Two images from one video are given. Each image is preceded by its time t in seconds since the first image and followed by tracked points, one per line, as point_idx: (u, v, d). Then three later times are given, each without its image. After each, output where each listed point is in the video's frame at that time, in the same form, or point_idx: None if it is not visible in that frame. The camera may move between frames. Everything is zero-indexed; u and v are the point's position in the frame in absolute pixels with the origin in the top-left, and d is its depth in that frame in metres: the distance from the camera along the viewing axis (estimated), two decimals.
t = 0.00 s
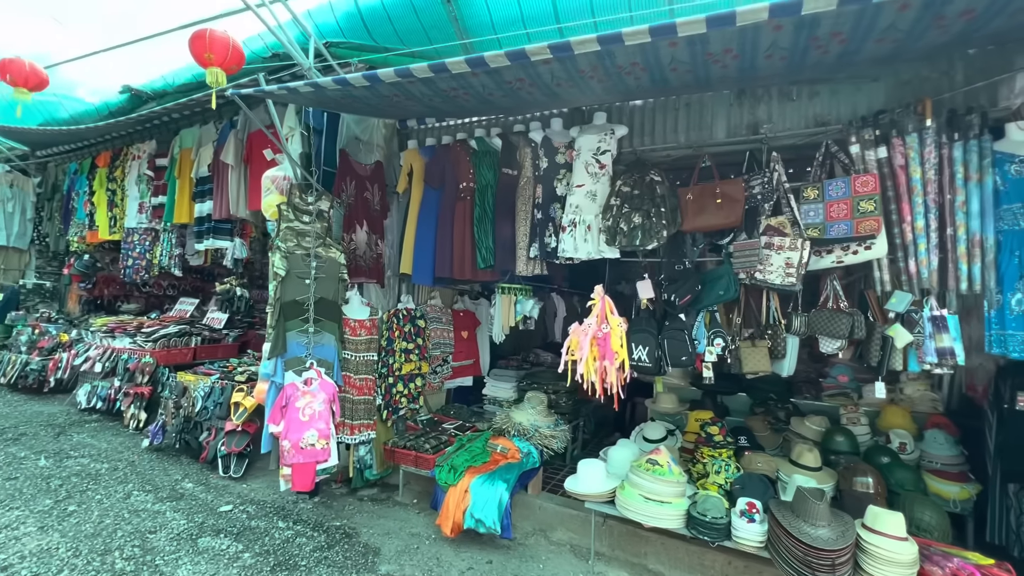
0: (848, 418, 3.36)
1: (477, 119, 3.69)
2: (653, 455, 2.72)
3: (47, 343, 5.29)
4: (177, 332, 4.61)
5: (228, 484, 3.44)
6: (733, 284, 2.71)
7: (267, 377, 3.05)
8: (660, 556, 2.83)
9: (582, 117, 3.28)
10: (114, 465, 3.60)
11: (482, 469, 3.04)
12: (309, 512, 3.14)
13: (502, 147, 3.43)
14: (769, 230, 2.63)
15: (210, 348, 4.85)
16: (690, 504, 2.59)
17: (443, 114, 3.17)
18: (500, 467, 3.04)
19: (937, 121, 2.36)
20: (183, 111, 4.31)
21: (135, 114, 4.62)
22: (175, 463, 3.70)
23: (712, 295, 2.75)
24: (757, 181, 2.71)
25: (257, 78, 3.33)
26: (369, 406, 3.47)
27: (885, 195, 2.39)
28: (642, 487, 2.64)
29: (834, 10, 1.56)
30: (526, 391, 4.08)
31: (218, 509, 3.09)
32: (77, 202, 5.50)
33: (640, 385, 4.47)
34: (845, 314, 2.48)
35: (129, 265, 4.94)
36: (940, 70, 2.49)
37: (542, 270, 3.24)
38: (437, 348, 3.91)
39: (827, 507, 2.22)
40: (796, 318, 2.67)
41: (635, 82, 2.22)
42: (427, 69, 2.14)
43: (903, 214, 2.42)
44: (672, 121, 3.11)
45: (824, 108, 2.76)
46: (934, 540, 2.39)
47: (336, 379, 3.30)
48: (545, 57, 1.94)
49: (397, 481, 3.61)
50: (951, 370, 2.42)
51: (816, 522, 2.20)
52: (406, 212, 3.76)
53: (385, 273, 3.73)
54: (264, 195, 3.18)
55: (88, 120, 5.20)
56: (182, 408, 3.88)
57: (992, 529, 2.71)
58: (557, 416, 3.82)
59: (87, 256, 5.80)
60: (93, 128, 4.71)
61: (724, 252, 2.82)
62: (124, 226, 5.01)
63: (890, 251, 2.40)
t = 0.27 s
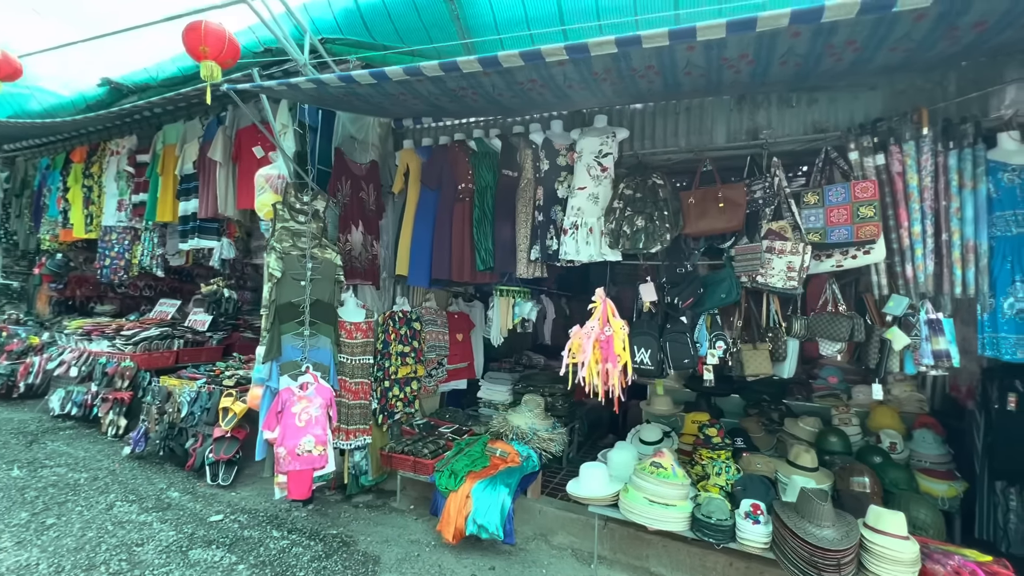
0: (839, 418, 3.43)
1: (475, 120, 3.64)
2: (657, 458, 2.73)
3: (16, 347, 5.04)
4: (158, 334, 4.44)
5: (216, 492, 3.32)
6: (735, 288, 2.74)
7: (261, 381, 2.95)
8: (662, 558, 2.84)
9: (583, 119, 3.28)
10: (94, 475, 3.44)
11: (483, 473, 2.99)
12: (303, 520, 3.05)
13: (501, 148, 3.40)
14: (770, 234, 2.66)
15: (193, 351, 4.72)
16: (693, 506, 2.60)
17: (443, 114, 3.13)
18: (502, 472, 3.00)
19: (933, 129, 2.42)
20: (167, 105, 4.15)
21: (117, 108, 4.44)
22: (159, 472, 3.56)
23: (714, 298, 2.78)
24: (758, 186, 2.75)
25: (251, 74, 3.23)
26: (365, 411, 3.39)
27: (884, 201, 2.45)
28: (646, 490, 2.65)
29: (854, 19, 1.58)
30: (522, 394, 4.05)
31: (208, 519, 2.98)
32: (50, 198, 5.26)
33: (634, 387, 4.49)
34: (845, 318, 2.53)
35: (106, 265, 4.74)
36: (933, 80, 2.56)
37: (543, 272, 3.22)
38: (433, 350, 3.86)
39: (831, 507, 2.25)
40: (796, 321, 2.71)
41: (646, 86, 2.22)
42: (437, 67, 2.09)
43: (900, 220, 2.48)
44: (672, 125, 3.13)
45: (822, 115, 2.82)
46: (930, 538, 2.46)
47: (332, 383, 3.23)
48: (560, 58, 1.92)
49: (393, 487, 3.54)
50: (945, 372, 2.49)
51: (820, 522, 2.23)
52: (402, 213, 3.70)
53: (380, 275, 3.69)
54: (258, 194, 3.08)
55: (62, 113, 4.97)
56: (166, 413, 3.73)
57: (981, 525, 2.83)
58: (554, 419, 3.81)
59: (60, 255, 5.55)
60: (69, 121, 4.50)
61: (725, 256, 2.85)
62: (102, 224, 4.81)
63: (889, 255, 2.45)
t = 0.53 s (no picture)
0: (830, 415, 3.46)
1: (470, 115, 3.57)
2: (658, 457, 2.71)
3: None
4: (133, 334, 4.24)
5: (198, 499, 3.18)
6: (735, 286, 2.74)
7: (250, 382, 2.85)
8: (661, 558, 2.82)
9: (581, 116, 3.25)
10: (65, 482, 3.25)
11: (480, 475, 2.93)
12: (293, 526, 2.94)
13: (497, 143, 3.34)
14: (770, 233, 2.68)
15: (170, 352, 4.49)
16: (695, 505, 2.59)
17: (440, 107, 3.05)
18: (499, 472, 2.94)
19: (929, 130, 2.46)
20: (144, 94, 3.97)
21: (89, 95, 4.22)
22: (135, 478, 3.38)
23: (714, 296, 2.78)
24: (758, 184, 2.75)
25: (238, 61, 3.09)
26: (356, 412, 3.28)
27: (883, 201, 2.47)
28: (648, 489, 2.63)
29: (871, 15, 1.58)
30: (515, 394, 3.98)
31: (191, 527, 2.84)
32: (13, 190, 4.97)
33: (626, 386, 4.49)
34: (843, 316, 2.56)
35: (76, 261, 4.51)
36: (928, 83, 2.61)
37: (540, 270, 3.17)
38: (424, 350, 3.77)
39: (833, 504, 2.27)
40: (795, 319, 2.73)
41: (654, 80, 2.19)
42: (442, 57, 2.02)
43: (896, 219, 2.51)
44: (670, 123, 3.12)
45: (819, 115, 2.84)
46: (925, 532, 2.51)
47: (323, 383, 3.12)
48: (572, 49, 1.87)
49: (384, 490, 3.44)
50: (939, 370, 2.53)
51: (823, 519, 2.24)
52: (393, 208, 3.61)
53: (371, 272, 3.58)
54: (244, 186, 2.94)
55: (28, 100, 4.70)
56: (143, 417, 3.56)
57: (969, 519, 2.92)
58: (548, 419, 3.76)
59: (24, 251, 5.26)
60: (36, 109, 4.26)
61: (725, 254, 2.85)
62: (71, 217, 4.57)
63: (887, 254, 2.48)
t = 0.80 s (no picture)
0: (824, 412, 3.47)
1: (466, 104, 3.41)
2: (662, 457, 2.66)
3: None
4: (104, 332, 4.00)
5: (177, 507, 2.99)
6: (739, 282, 2.69)
7: (236, 383, 2.70)
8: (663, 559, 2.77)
9: (581, 108, 3.17)
10: (30, 492, 3.02)
11: (478, 477, 2.83)
12: (280, 534, 2.79)
13: (495, 134, 3.23)
14: (774, 229, 2.65)
15: (144, 351, 4.25)
16: (701, 505, 2.54)
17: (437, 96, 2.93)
18: (498, 474, 2.84)
19: (933, 128, 2.46)
20: (115, 77, 3.73)
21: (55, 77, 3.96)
22: (107, 485, 3.17)
23: (718, 293, 2.73)
24: (762, 179, 2.72)
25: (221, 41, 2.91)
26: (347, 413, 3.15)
27: (887, 197, 2.46)
28: (653, 490, 2.57)
29: (903, 2, 1.53)
30: (509, 393, 3.89)
31: (171, 538, 2.66)
32: None
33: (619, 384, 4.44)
34: (848, 313, 2.56)
35: (41, 255, 4.23)
36: (930, 80, 2.61)
37: (539, 266, 3.08)
38: (417, 348, 3.65)
39: (842, 503, 2.25)
40: (798, 316, 2.72)
41: (667, 69, 2.12)
42: (449, 38, 1.91)
43: (900, 216, 2.51)
44: (672, 116, 3.06)
45: (821, 111, 2.82)
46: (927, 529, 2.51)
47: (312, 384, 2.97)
48: (588, 32, 1.78)
49: (375, 493, 3.31)
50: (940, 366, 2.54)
51: (832, 518, 2.22)
52: (385, 201, 3.47)
53: (362, 267, 3.43)
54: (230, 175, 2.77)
55: None
56: (115, 420, 3.34)
57: (962, 514, 2.95)
58: (544, 419, 3.69)
59: None
60: None
61: (728, 250, 2.82)
62: (34, 208, 4.29)
63: (890, 251, 2.48)
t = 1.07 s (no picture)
0: (824, 416, 3.46)
1: (466, 101, 3.36)
2: (672, 466, 2.61)
3: None
4: (77, 336, 3.77)
5: (160, 522, 2.83)
6: (749, 287, 2.64)
7: (226, 392, 2.55)
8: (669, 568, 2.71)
9: (586, 106, 3.08)
10: None
11: (482, 488, 2.73)
12: (273, 551, 2.65)
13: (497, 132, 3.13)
14: (784, 233, 2.61)
15: (121, 355, 4.03)
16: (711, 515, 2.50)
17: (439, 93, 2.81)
18: (502, 485, 2.75)
19: (943, 132, 2.45)
20: (89, 65, 3.50)
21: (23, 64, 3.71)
22: (84, 501, 2.99)
23: (726, 298, 2.67)
24: (772, 182, 2.68)
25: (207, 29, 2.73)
26: (342, 421, 3.02)
27: (899, 203, 2.44)
28: (663, 500, 2.52)
29: (944, 3, 1.47)
30: (506, 397, 3.79)
31: (155, 558, 2.51)
32: None
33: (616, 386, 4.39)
34: (858, 318, 2.54)
35: (7, 254, 3.98)
36: (940, 84, 2.60)
37: (543, 268, 3.00)
38: (412, 352, 3.53)
39: (855, 512, 2.22)
40: (807, 322, 2.69)
41: (687, 68, 2.05)
42: (463, 30, 1.79)
43: (911, 221, 2.49)
44: (678, 117, 3.00)
45: (830, 114, 2.79)
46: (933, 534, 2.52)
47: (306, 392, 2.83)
48: (612, 28, 1.69)
49: (371, 504, 3.19)
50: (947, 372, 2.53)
51: (846, 528, 2.19)
52: (381, 200, 3.35)
53: (357, 269, 3.31)
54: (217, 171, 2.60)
55: None
56: (91, 430, 3.15)
57: (962, 517, 2.97)
58: (543, 424, 3.61)
59: None
60: None
61: (737, 254, 2.77)
62: None
63: (898, 257, 2.47)
